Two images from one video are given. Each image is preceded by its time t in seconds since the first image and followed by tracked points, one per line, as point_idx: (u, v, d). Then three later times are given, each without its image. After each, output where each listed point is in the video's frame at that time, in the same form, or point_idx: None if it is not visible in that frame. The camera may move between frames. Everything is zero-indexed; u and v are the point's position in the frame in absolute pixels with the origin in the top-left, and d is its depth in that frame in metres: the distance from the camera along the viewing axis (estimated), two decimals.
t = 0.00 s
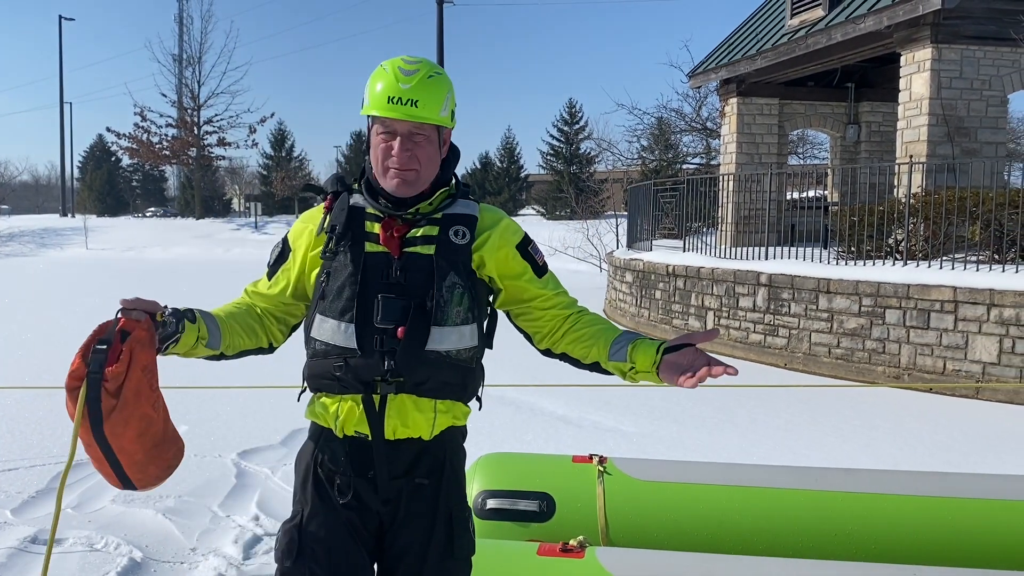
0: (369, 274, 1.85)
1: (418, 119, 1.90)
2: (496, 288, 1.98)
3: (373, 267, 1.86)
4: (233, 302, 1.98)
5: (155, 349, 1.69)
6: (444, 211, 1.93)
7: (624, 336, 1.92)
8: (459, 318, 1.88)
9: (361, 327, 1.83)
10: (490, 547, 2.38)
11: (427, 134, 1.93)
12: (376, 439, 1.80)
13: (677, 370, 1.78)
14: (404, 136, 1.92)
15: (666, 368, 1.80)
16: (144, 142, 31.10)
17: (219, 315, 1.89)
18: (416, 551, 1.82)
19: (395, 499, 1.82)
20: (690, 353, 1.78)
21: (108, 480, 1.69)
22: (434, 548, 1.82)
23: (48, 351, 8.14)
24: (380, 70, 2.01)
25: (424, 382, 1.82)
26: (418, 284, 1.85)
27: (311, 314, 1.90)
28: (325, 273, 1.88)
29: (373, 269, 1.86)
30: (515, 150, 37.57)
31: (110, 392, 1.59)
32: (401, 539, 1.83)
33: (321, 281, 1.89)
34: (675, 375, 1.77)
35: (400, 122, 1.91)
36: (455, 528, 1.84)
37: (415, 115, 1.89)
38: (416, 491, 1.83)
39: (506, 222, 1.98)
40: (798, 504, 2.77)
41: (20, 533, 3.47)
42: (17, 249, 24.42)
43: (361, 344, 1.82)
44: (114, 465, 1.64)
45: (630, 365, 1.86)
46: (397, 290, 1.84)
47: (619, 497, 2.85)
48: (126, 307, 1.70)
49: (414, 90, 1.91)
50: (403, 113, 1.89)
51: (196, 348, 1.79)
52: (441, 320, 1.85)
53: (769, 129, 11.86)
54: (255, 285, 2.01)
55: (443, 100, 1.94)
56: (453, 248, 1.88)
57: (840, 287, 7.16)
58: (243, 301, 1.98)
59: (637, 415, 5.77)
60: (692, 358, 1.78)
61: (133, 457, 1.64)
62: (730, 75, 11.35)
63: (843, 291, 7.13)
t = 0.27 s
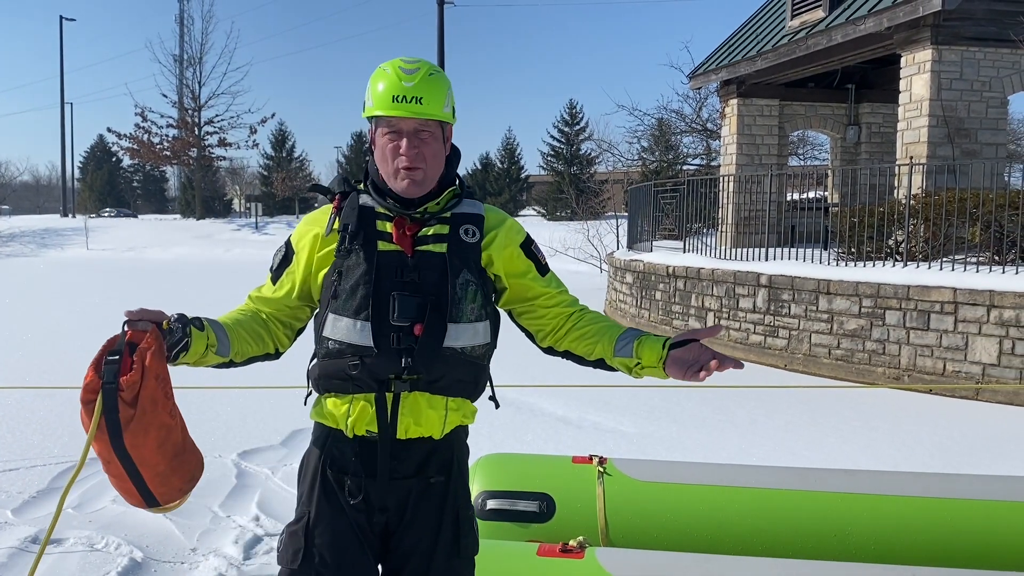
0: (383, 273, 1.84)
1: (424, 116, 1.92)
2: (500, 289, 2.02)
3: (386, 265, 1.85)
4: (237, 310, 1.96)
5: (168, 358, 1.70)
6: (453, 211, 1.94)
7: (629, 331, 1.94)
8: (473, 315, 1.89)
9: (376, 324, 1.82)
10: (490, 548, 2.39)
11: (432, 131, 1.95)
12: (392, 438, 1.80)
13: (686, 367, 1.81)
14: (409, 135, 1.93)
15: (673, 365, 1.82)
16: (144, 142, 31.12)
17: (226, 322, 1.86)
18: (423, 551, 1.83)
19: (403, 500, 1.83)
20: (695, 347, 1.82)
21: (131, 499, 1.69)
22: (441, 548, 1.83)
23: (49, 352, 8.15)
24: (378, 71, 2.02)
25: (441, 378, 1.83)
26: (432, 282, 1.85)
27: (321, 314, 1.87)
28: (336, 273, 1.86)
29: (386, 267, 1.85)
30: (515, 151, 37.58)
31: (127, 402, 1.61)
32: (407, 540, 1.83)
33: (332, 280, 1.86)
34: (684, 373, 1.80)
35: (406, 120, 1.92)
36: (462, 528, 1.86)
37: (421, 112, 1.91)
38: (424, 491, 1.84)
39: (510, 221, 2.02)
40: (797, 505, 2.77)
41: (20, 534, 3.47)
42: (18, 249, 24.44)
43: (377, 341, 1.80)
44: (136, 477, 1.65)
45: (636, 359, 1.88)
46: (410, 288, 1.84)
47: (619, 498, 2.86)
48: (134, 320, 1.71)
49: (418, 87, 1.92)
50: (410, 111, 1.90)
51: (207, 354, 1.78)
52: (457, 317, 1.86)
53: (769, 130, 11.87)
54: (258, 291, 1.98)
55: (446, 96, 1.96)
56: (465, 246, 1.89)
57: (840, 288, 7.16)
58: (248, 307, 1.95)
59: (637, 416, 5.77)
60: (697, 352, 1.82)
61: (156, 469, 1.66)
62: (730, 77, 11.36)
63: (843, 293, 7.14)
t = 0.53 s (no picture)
0: (388, 268, 1.84)
1: (419, 110, 1.92)
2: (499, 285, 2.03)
3: (391, 261, 1.84)
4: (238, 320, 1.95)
5: (176, 364, 1.67)
6: (451, 207, 1.96)
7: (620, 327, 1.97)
8: (479, 307, 1.91)
9: (384, 319, 1.81)
10: (490, 548, 2.39)
11: (426, 125, 1.96)
12: (401, 434, 1.80)
13: (676, 360, 1.82)
14: (405, 130, 1.94)
15: (663, 357, 1.84)
16: (146, 143, 31.16)
17: (229, 331, 1.85)
18: (430, 550, 1.84)
19: (410, 500, 1.83)
20: (685, 340, 1.83)
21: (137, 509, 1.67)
22: (447, 548, 1.84)
23: (51, 352, 8.16)
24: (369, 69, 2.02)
25: (451, 371, 1.83)
26: (438, 276, 1.86)
27: (325, 312, 1.86)
28: (340, 271, 1.85)
29: (391, 263, 1.84)
30: (517, 152, 37.59)
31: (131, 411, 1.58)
32: (414, 541, 1.84)
33: (336, 279, 1.85)
34: (674, 366, 1.82)
35: (401, 116, 1.93)
36: (467, 526, 1.88)
37: (415, 106, 1.91)
38: (430, 491, 1.85)
39: (504, 217, 2.05)
40: (797, 506, 2.78)
41: (21, 534, 3.48)
42: (20, 249, 24.47)
43: (385, 335, 1.80)
44: (141, 488, 1.62)
45: (628, 354, 1.90)
46: (417, 283, 1.85)
47: (619, 499, 2.86)
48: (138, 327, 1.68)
49: (411, 82, 1.92)
50: (405, 106, 1.91)
51: (213, 363, 1.76)
52: (464, 309, 1.87)
53: (770, 132, 11.87)
54: (257, 299, 1.97)
55: (439, 89, 1.97)
56: (467, 239, 1.91)
57: (841, 290, 7.16)
58: (248, 316, 1.94)
59: (638, 416, 5.77)
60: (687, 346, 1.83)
61: (162, 479, 1.63)
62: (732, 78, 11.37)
63: (844, 294, 7.14)
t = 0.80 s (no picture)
0: (388, 271, 1.84)
1: (418, 112, 1.92)
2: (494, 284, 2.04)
3: (391, 263, 1.84)
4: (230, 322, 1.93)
5: (177, 371, 1.67)
6: (447, 208, 1.97)
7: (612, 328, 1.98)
8: (479, 308, 1.91)
9: (386, 322, 1.81)
10: (492, 548, 2.39)
11: (425, 126, 1.96)
12: (403, 436, 1.81)
13: (671, 362, 1.84)
14: (404, 131, 1.94)
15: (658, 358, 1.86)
16: (148, 145, 31.20)
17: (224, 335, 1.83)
18: (430, 550, 1.84)
19: (412, 501, 1.84)
20: (679, 343, 1.85)
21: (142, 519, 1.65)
22: (447, 548, 1.85)
23: (54, 353, 8.17)
24: (365, 70, 2.01)
25: (451, 373, 1.84)
26: (437, 277, 1.87)
27: (324, 316, 1.84)
28: (339, 274, 1.83)
29: (391, 265, 1.84)
30: (518, 154, 37.60)
31: (135, 420, 1.57)
32: (414, 541, 1.84)
33: (335, 282, 1.83)
34: (670, 367, 1.83)
35: (400, 117, 1.93)
36: (466, 525, 1.89)
37: (414, 108, 1.91)
38: (431, 491, 1.86)
39: (497, 218, 2.06)
40: (799, 507, 2.77)
41: (24, 534, 3.48)
42: (22, 251, 24.49)
43: (387, 338, 1.80)
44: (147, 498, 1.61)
45: (622, 353, 1.90)
46: (417, 285, 1.85)
47: (621, 499, 2.86)
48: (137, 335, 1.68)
49: (410, 84, 1.92)
50: (405, 106, 1.90)
51: (212, 368, 1.75)
52: (464, 310, 1.88)
53: (772, 133, 11.86)
54: (250, 301, 1.95)
55: (437, 91, 1.97)
56: (465, 240, 1.92)
57: (843, 291, 7.16)
58: (242, 319, 1.92)
59: (639, 418, 5.77)
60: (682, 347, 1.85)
61: (167, 487, 1.62)
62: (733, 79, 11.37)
63: (846, 295, 7.13)
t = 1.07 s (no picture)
0: (387, 276, 1.84)
1: (412, 118, 1.93)
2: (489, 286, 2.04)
3: (389, 268, 1.84)
4: (225, 327, 1.92)
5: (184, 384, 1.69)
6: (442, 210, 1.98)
7: (593, 342, 1.97)
8: (476, 311, 1.92)
9: (385, 328, 1.81)
10: (493, 550, 2.40)
11: (419, 131, 1.97)
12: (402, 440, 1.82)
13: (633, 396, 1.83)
14: (398, 137, 1.94)
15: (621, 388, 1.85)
16: (151, 147, 31.24)
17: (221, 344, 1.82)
18: (428, 551, 1.86)
19: (410, 502, 1.85)
20: (647, 375, 1.82)
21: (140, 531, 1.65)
22: (444, 548, 1.87)
23: (56, 355, 8.17)
24: (359, 73, 2.01)
25: (450, 377, 1.85)
26: (435, 281, 1.87)
27: (321, 321, 1.84)
28: (336, 280, 1.83)
29: (389, 271, 1.84)
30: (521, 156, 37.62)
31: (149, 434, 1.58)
32: (412, 542, 1.85)
33: (332, 288, 1.83)
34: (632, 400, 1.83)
35: (394, 123, 1.93)
36: (463, 525, 1.90)
37: (409, 114, 1.92)
38: (429, 492, 1.87)
39: (490, 219, 2.07)
40: (800, 509, 2.77)
41: (26, 536, 3.49)
42: (25, 253, 24.52)
43: (386, 344, 1.80)
44: (152, 512, 1.61)
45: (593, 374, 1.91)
46: (415, 290, 1.85)
47: (622, 501, 2.86)
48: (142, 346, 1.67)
49: (405, 89, 1.92)
50: (400, 113, 1.91)
51: (216, 377, 1.77)
52: (462, 314, 1.88)
53: (774, 135, 11.86)
54: (243, 306, 1.93)
55: (431, 96, 1.97)
56: (461, 244, 1.93)
57: (845, 293, 7.15)
58: (236, 324, 1.90)
59: (641, 420, 5.77)
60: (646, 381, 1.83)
61: (175, 501, 1.63)
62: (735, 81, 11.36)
63: (849, 297, 7.12)
